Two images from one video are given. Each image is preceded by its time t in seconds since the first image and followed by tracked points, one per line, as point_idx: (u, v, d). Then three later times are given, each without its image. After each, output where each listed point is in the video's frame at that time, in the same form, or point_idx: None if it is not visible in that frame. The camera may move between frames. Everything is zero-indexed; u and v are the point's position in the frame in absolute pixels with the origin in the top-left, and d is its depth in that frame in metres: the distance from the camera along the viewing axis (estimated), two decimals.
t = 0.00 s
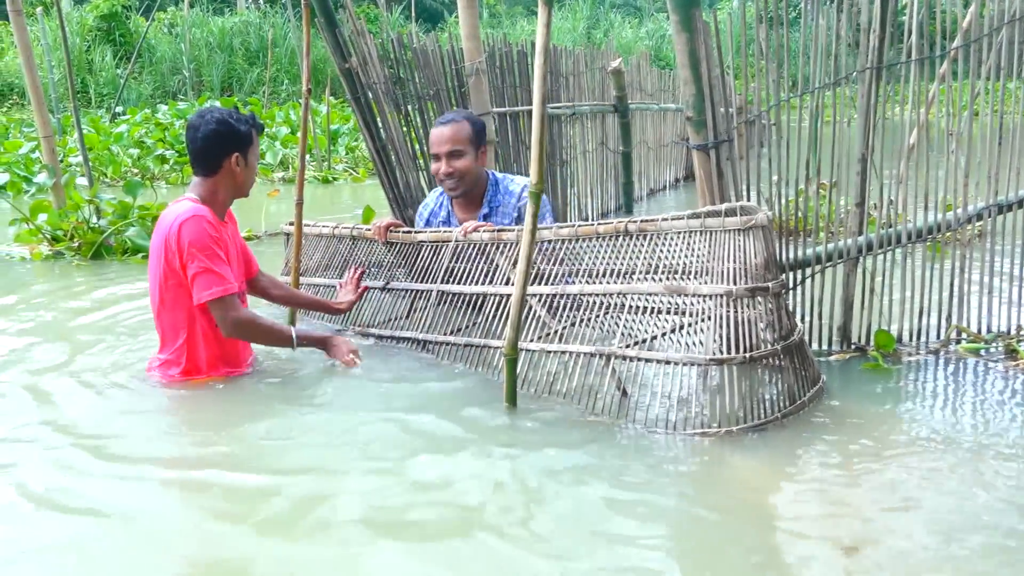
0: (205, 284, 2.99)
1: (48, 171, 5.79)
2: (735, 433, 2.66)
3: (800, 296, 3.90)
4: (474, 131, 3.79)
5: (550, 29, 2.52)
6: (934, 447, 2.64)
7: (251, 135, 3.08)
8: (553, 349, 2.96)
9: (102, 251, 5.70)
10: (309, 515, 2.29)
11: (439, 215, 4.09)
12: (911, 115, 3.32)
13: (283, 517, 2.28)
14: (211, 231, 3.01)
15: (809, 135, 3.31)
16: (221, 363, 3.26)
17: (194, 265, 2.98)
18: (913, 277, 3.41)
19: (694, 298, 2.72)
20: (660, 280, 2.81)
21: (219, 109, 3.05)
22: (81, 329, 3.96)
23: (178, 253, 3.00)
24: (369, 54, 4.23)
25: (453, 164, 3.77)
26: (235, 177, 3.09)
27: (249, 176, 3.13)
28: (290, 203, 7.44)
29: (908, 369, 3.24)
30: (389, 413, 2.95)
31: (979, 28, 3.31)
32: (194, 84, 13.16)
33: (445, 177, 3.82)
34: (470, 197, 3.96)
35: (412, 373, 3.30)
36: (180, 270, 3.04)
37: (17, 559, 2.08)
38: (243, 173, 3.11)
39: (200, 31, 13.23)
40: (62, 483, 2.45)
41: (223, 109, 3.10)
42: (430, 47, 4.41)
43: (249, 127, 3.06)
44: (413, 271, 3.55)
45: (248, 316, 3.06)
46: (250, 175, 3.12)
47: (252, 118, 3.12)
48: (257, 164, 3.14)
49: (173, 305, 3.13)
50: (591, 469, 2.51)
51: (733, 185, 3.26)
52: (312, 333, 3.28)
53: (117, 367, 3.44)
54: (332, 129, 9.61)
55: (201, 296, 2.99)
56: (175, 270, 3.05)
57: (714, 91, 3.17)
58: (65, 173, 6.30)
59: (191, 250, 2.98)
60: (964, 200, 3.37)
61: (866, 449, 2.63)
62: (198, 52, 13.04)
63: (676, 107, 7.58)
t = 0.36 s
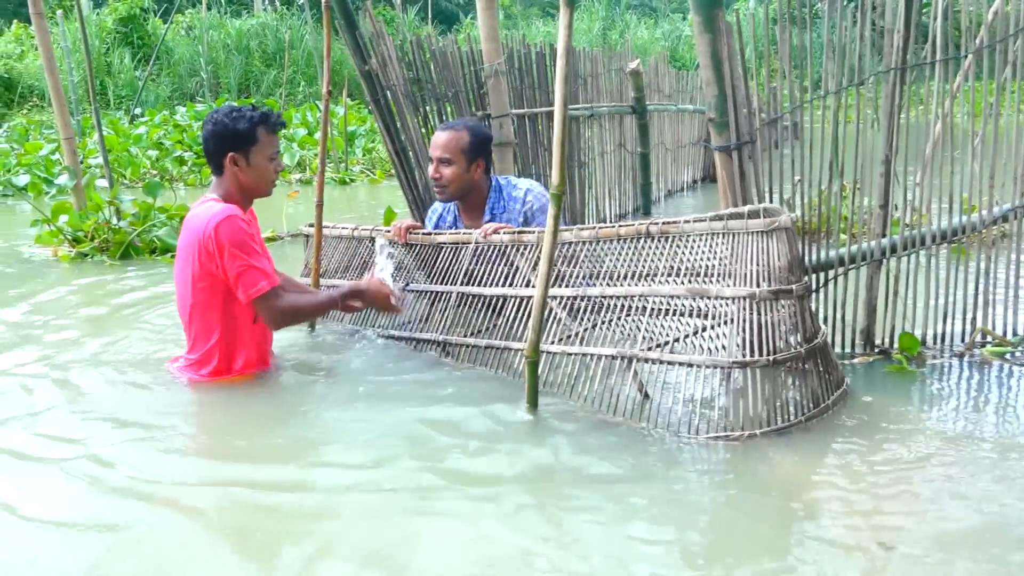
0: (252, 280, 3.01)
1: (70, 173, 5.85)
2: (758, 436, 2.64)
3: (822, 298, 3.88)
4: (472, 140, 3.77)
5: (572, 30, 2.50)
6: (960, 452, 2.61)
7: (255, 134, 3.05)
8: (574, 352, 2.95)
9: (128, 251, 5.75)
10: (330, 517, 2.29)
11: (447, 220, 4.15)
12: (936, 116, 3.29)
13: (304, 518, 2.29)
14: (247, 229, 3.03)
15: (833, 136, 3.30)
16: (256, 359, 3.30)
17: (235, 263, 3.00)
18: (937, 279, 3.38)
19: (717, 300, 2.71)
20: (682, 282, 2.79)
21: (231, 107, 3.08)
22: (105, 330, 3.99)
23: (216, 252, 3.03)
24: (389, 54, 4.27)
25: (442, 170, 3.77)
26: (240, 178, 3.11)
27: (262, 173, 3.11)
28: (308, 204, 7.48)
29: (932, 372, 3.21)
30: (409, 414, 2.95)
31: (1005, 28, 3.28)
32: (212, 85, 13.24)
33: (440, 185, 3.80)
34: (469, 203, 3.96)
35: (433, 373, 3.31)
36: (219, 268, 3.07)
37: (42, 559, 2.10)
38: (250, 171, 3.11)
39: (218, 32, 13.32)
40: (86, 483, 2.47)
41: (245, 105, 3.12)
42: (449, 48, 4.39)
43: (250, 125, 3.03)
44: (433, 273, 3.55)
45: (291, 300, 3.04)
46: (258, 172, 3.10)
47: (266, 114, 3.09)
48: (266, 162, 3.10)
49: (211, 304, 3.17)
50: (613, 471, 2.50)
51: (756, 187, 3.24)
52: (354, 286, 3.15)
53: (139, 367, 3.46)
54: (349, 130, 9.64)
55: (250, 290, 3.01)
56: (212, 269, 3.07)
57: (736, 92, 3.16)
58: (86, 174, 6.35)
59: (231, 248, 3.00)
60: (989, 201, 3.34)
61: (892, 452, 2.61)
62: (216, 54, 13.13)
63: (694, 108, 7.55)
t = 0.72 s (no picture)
0: (264, 278, 3.03)
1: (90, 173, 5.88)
2: (782, 437, 2.62)
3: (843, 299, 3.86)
4: (518, 120, 3.85)
5: (595, 28, 2.49)
6: (986, 454, 2.58)
7: (270, 133, 3.04)
8: (595, 352, 2.95)
9: (156, 250, 5.78)
10: (350, 514, 2.29)
11: (481, 206, 4.12)
12: (960, 114, 3.26)
13: (325, 517, 2.28)
14: (260, 228, 3.05)
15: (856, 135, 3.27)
16: (270, 362, 3.28)
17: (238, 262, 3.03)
18: (962, 280, 3.34)
19: (740, 300, 2.70)
20: (704, 282, 2.78)
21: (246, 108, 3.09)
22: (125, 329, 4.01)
23: (228, 250, 3.07)
24: (408, 55, 4.27)
25: (487, 150, 3.82)
26: (260, 180, 3.10)
27: (280, 172, 3.09)
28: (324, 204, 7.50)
29: (957, 373, 3.18)
30: (429, 413, 2.95)
31: None
32: (228, 86, 13.31)
33: (483, 167, 3.86)
34: (510, 188, 3.99)
35: (453, 373, 3.30)
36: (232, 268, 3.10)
37: (65, 551, 2.11)
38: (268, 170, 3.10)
39: (235, 33, 13.39)
40: (109, 477, 2.48)
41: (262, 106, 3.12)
42: (468, 48, 4.39)
43: (263, 125, 3.02)
44: (453, 273, 3.55)
45: (307, 306, 3.06)
46: (276, 172, 3.08)
47: (281, 113, 3.07)
48: (283, 158, 3.06)
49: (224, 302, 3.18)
50: (635, 471, 2.48)
51: (777, 186, 3.22)
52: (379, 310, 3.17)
53: (159, 366, 3.47)
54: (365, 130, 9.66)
55: (262, 289, 3.03)
56: (224, 267, 3.11)
57: (759, 91, 3.14)
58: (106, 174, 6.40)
59: (241, 246, 3.04)
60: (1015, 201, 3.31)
61: (917, 454, 2.58)
62: (232, 54, 13.19)
63: (711, 108, 7.52)
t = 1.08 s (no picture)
0: (259, 289, 3.04)
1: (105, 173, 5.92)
2: (798, 442, 2.61)
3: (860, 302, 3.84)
4: (561, 115, 3.86)
5: (612, 31, 2.48)
6: (1005, 459, 2.55)
7: (298, 136, 3.05)
8: (611, 354, 2.94)
9: (178, 250, 5.81)
10: (366, 516, 2.29)
11: (519, 190, 4.17)
12: (978, 117, 3.24)
13: (339, 519, 2.29)
14: (266, 234, 3.06)
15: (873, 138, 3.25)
16: (283, 363, 3.30)
17: (246, 270, 3.05)
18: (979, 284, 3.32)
19: (757, 304, 2.69)
20: (720, 286, 2.77)
21: (267, 112, 3.07)
22: (140, 328, 4.03)
23: (235, 256, 3.10)
24: (423, 56, 4.27)
25: (530, 146, 3.85)
26: (283, 182, 3.12)
27: (305, 174, 3.11)
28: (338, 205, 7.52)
29: (974, 378, 3.16)
30: (444, 414, 2.95)
31: None
32: (242, 87, 13.37)
33: (525, 160, 3.90)
34: (549, 180, 4.03)
35: (467, 374, 3.30)
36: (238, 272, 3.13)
37: (83, 553, 2.13)
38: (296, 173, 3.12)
39: (249, 34, 13.45)
40: (126, 479, 2.50)
41: (282, 106, 3.11)
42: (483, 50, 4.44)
43: (291, 128, 3.03)
44: (467, 274, 3.55)
45: (296, 319, 3.04)
46: (301, 174, 3.10)
47: (305, 114, 3.07)
48: (311, 160, 3.08)
49: (236, 306, 3.22)
50: (649, 474, 2.48)
51: (794, 189, 3.21)
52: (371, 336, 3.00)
53: (175, 365, 3.48)
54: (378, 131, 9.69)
55: (256, 299, 3.04)
56: (234, 272, 3.15)
57: (776, 93, 3.12)
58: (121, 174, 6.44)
59: (244, 252, 3.05)
60: None
61: (935, 458, 2.56)
62: (246, 55, 13.26)
63: (725, 110, 7.51)
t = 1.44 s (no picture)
0: (285, 284, 3.01)
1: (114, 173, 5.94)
2: (804, 446, 2.61)
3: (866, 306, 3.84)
4: (569, 117, 3.85)
5: (620, 35, 2.47)
6: (1011, 465, 2.55)
7: (315, 149, 3.02)
8: (616, 358, 2.95)
9: (195, 250, 5.83)
10: (370, 519, 2.30)
11: (524, 188, 4.19)
12: (986, 122, 3.23)
13: (343, 521, 2.29)
14: (278, 236, 3.06)
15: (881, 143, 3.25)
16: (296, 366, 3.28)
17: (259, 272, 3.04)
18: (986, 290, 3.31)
19: (763, 308, 2.68)
20: (727, 290, 2.77)
21: (295, 118, 3.05)
22: (147, 328, 4.04)
23: (247, 259, 3.10)
24: (430, 59, 4.28)
25: (540, 149, 3.86)
26: (298, 190, 3.11)
27: (319, 187, 3.08)
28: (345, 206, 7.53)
29: (980, 384, 3.15)
30: (448, 417, 2.96)
31: None
32: (250, 87, 13.41)
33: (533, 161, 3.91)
34: (554, 182, 4.04)
35: (472, 376, 3.31)
36: (254, 275, 3.12)
37: (91, 552, 2.14)
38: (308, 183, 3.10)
39: (257, 35, 13.48)
40: (133, 479, 2.51)
41: (313, 115, 3.08)
42: (491, 53, 4.47)
43: (309, 139, 3.01)
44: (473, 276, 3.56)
45: (324, 307, 2.99)
46: (314, 186, 3.08)
47: (330, 128, 3.04)
48: (324, 175, 3.06)
49: (249, 311, 3.20)
50: (654, 478, 2.48)
51: (801, 193, 3.20)
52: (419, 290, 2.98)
53: (182, 366, 3.50)
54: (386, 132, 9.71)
55: (283, 294, 3.01)
56: (248, 275, 3.14)
57: (784, 98, 3.12)
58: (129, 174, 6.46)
59: (261, 254, 3.05)
60: None
61: (940, 464, 2.56)
62: (254, 55, 13.29)
63: (732, 112, 7.50)
